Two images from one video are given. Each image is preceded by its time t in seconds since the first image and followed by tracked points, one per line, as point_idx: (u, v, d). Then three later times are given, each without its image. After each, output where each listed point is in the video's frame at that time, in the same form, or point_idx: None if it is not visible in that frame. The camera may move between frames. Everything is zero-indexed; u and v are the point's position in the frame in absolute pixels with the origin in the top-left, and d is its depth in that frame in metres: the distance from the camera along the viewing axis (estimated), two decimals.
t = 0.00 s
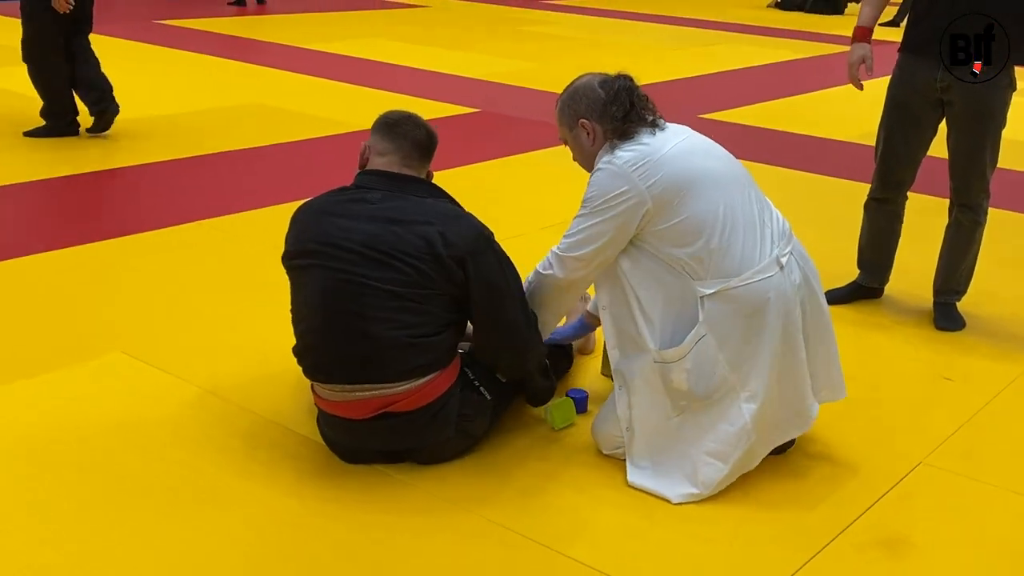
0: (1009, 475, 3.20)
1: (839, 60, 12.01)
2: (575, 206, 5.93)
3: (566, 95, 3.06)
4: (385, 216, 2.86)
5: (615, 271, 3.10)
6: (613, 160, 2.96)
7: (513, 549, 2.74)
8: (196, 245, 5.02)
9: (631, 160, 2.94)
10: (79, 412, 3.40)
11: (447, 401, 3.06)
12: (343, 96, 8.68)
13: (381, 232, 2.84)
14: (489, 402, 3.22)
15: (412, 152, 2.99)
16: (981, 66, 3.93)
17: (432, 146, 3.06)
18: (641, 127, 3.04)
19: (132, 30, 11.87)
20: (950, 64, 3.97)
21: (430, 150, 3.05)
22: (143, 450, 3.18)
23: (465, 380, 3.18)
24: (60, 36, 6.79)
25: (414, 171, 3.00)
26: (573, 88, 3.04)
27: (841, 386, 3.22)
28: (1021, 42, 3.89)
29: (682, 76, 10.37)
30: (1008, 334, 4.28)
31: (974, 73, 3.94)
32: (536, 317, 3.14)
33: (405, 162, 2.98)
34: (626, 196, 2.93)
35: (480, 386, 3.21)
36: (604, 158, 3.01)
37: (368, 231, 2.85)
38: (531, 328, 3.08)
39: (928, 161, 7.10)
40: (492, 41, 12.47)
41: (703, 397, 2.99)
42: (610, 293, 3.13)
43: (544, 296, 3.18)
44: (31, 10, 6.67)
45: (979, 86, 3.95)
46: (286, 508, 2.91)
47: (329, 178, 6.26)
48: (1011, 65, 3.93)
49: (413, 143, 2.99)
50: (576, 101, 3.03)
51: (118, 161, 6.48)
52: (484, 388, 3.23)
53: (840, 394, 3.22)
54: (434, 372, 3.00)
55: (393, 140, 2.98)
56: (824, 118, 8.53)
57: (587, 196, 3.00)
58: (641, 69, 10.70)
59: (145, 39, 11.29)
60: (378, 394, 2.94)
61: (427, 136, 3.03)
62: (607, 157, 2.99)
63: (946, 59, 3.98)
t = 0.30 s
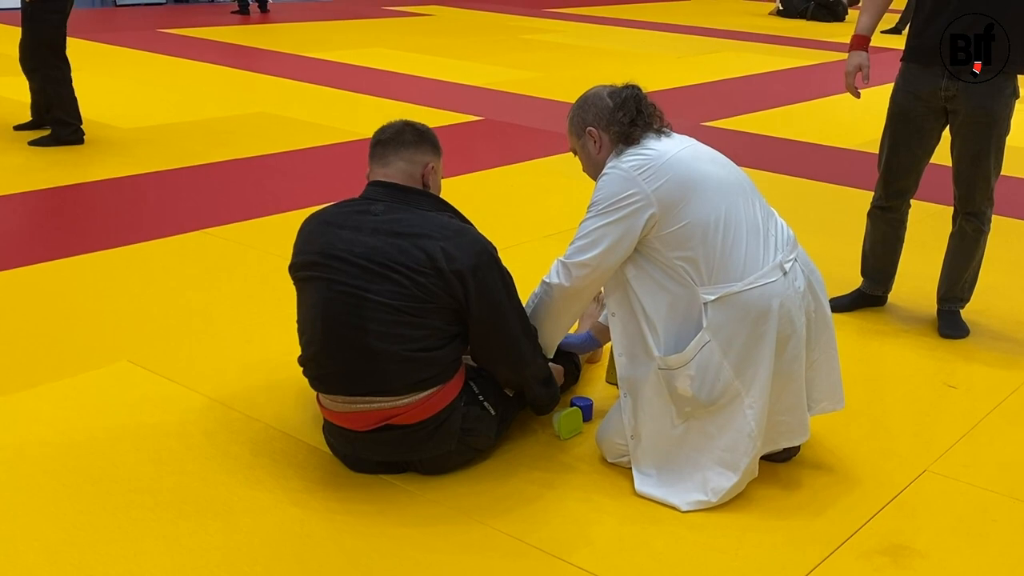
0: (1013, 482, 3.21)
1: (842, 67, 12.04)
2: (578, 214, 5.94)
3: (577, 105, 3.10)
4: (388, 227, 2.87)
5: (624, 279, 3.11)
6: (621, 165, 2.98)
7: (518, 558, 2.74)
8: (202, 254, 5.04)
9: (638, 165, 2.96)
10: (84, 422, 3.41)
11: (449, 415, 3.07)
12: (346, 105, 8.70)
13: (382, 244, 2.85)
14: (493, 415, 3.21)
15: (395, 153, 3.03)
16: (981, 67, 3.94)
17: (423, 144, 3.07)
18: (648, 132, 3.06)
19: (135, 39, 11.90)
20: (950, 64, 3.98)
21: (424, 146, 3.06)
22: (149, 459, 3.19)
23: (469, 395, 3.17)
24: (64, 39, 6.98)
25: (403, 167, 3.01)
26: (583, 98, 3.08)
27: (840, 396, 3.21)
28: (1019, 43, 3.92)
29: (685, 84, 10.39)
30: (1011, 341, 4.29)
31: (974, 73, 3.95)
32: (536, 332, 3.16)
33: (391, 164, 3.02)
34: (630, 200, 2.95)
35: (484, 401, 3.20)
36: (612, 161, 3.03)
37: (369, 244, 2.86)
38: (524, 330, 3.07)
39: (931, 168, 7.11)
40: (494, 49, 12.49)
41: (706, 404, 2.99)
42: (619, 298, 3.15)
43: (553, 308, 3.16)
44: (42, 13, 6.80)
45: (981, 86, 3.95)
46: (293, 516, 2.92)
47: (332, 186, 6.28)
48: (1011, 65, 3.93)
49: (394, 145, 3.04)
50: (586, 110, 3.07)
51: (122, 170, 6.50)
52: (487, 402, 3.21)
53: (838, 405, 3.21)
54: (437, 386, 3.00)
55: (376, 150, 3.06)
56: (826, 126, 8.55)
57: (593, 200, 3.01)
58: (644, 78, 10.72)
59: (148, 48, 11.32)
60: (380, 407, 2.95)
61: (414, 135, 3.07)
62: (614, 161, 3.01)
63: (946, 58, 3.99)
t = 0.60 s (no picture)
0: (1011, 487, 3.21)
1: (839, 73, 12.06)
2: (577, 220, 5.94)
3: (576, 111, 3.10)
4: (383, 236, 2.86)
5: (624, 285, 3.11)
6: (620, 170, 2.98)
7: (516, 565, 2.74)
8: (200, 261, 5.04)
9: (637, 169, 2.96)
10: (83, 429, 3.40)
11: (451, 424, 3.07)
12: (344, 111, 8.70)
13: (377, 255, 2.85)
14: (492, 420, 3.22)
15: (378, 159, 3.01)
16: (981, 66, 3.94)
17: (402, 145, 3.06)
18: (647, 137, 3.07)
19: (134, 47, 11.91)
20: (949, 64, 3.98)
21: (405, 150, 3.05)
22: (147, 467, 3.19)
23: (469, 403, 3.18)
24: (59, 43, 7.02)
25: (389, 173, 3.00)
26: (582, 104, 3.08)
27: (841, 399, 3.21)
28: (1017, 44, 3.93)
29: (683, 90, 10.41)
30: (1010, 346, 4.29)
31: (974, 72, 3.95)
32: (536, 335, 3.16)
33: (375, 170, 3.01)
34: (627, 205, 2.95)
35: (484, 407, 3.21)
36: (611, 166, 3.03)
37: (364, 255, 2.85)
38: (524, 331, 3.08)
39: (929, 174, 7.12)
40: (492, 56, 12.50)
41: (704, 409, 2.99)
42: (618, 305, 3.15)
43: (547, 308, 3.17)
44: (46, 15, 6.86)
45: (981, 85, 3.95)
46: (292, 524, 2.91)
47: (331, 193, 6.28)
48: (1010, 65, 3.94)
49: (375, 151, 3.03)
50: (585, 116, 3.06)
51: (121, 177, 6.50)
52: (487, 407, 3.22)
53: (839, 409, 3.21)
54: (438, 396, 3.00)
55: (358, 158, 3.04)
56: (824, 132, 8.56)
57: (593, 204, 3.01)
58: (642, 84, 10.74)
59: (147, 55, 11.32)
60: (382, 418, 2.95)
61: (394, 139, 3.06)
62: (614, 165, 3.01)
63: (946, 58, 3.99)
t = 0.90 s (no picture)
0: (1004, 490, 3.21)
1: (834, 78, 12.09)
2: (571, 225, 5.95)
3: (572, 115, 3.12)
4: (380, 237, 2.87)
5: (618, 290, 3.11)
6: (614, 172, 2.99)
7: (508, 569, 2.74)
8: (194, 267, 5.03)
9: (631, 171, 2.97)
10: (77, 435, 3.40)
11: (439, 424, 3.06)
12: (339, 117, 8.71)
13: (375, 254, 2.85)
14: (483, 419, 3.21)
15: (385, 165, 3.04)
16: (981, 67, 3.94)
17: (411, 157, 3.08)
18: (640, 140, 3.07)
19: (130, 53, 11.91)
20: (950, 64, 3.98)
21: (412, 161, 3.08)
22: (140, 472, 3.18)
23: (459, 401, 3.17)
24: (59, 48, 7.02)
25: (394, 180, 3.02)
26: (578, 107, 3.10)
27: (831, 404, 3.22)
28: (1014, 46, 3.96)
29: (678, 95, 10.42)
30: (1002, 350, 4.30)
31: (974, 73, 3.95)
32: (518, 343, 3.14)
33: (381, 176, 3.03)
34: (622, 205, 2.94)
35: (473, 405, 3.20)
36: (606, 168, 3.03)
37: (362, 253, 2.85)
38: (514, 348, 3.09)
39: (923, 178, 7.14)
40: (487, 61, 12.51)
41: (696, 411, 2.99)
42: (611, 308, 3.15)
43: (540, 310, 3.11)
44: (51, 17, 6.88)
45: (980, 86, 3.95)
46: (284, 529, 2.91)
47: (326, 198, 6.28)
48: (1008, 66, 3.96)
49: (384, 158, 3.05)
50: (580, 119, 3.08)
51: (116, 182, 6.49)
52: (477, 405, 3.20)
53: (829, 413, 3.22)
54: (427, 396, 2.99)
55: (365, 163, 3.06)
56: (818, 137, 8.58)
57: (589, 205, 3.00)
58: (637, 89, 10.75)
59: (142, 61, 11.32)
60: (371, 418, 2.94)
61: (402, 149, 3.09)
62: (607, 168, 3.02)
63: (946, 58, 3.99)
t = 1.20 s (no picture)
0: (997, 494, 3.21)
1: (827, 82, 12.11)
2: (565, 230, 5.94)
3: (563, 118, 3.13)
4: (377, 240, 2.88)
5: (608, 294, 3.11)
6: (600, 177, 2.99)
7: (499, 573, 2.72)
8: (187, 273, 5.02)
9: (617, 176, 2.97)
10: (67, 442, 3.38)
11: (430, 424, 3.04)
12: (333, 122, 8.70)
13: (370, 255, 2.85)
14: (473, 421, 3.20)
15: (390, 172, 3.05)
16: (981, 67, 3.94)
17: (421, 168, 3.10)
18: (627, 145, 3.07)
19: (123, 59, 11.88)
20: (950, 64, 3.97)
21: (420, 171, 3.09)
22: (130, 478, 3.16)
23: (449, 402, 3.16)
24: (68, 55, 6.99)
25: (397, 187, 3.04)
26: (569, 111, 3.10)
27: (822, 406, 3.21)
28: (1014, 45, 3.96)
29: (672, 99, 10.43)
30: (996, 353, 4.30)
31: (974, 73, 3.94)
32: (514, 349, 3.14)
33: (385, 182, 3.04)
34: (608, 210, 2.95)
35: (465, 407, 3.19)
36: (592, 173, 3.03)
37: (358, 254, 2.86)
38: (508, 355, 3.07)
39: (917, 182, 7.14)
40: (481, 66, 12.51)
41: (685, 414, 2.98)
42: (602, 312, 3.14)
43: (530, 317, 3.11)
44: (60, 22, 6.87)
45: (978, 87, 3.95)
46: (276, 533, 2.89)
47: (319, 203, 6.27)
48: (1007, 66, 3.96)
49: (390, 166, 3.07)
50: (570, 123, 3.08)
51: (109, 188, 6.48)
52: (468, 408, 3.19)
53: (820, 415, 3.21)
54: (419, 394, 2.98)
55: (373, 169, 3.09)
56: (812, 141, 8.59)
57: (577, 211, 3.00)
58: (631, 93, 10.76)
59: (136, 67, 11.29)
60: (361, 415, 2.93)
61: (412, 159, 3.11)
62: (594, 173, 3.02)
63: (946, 58, 3.97)
